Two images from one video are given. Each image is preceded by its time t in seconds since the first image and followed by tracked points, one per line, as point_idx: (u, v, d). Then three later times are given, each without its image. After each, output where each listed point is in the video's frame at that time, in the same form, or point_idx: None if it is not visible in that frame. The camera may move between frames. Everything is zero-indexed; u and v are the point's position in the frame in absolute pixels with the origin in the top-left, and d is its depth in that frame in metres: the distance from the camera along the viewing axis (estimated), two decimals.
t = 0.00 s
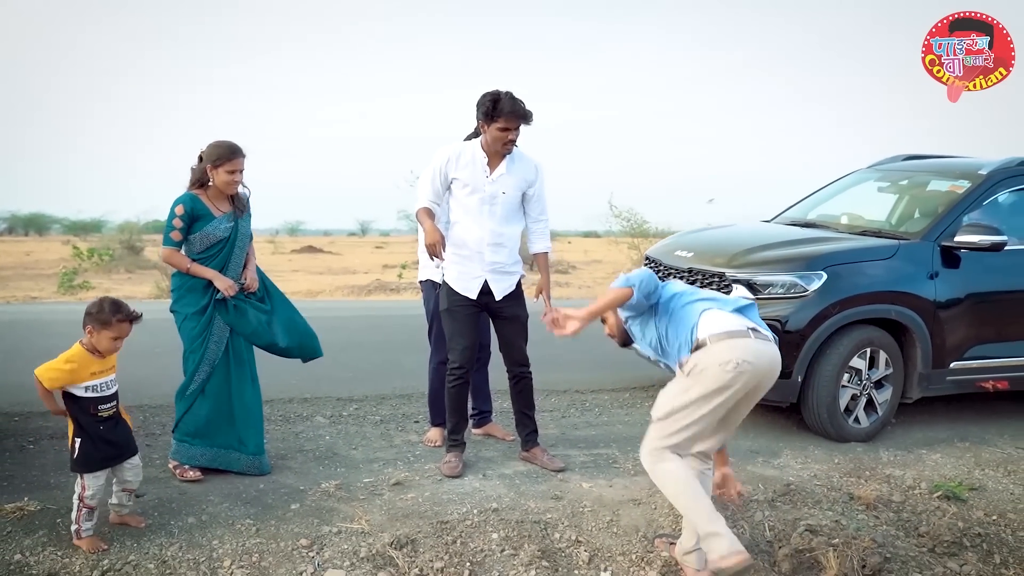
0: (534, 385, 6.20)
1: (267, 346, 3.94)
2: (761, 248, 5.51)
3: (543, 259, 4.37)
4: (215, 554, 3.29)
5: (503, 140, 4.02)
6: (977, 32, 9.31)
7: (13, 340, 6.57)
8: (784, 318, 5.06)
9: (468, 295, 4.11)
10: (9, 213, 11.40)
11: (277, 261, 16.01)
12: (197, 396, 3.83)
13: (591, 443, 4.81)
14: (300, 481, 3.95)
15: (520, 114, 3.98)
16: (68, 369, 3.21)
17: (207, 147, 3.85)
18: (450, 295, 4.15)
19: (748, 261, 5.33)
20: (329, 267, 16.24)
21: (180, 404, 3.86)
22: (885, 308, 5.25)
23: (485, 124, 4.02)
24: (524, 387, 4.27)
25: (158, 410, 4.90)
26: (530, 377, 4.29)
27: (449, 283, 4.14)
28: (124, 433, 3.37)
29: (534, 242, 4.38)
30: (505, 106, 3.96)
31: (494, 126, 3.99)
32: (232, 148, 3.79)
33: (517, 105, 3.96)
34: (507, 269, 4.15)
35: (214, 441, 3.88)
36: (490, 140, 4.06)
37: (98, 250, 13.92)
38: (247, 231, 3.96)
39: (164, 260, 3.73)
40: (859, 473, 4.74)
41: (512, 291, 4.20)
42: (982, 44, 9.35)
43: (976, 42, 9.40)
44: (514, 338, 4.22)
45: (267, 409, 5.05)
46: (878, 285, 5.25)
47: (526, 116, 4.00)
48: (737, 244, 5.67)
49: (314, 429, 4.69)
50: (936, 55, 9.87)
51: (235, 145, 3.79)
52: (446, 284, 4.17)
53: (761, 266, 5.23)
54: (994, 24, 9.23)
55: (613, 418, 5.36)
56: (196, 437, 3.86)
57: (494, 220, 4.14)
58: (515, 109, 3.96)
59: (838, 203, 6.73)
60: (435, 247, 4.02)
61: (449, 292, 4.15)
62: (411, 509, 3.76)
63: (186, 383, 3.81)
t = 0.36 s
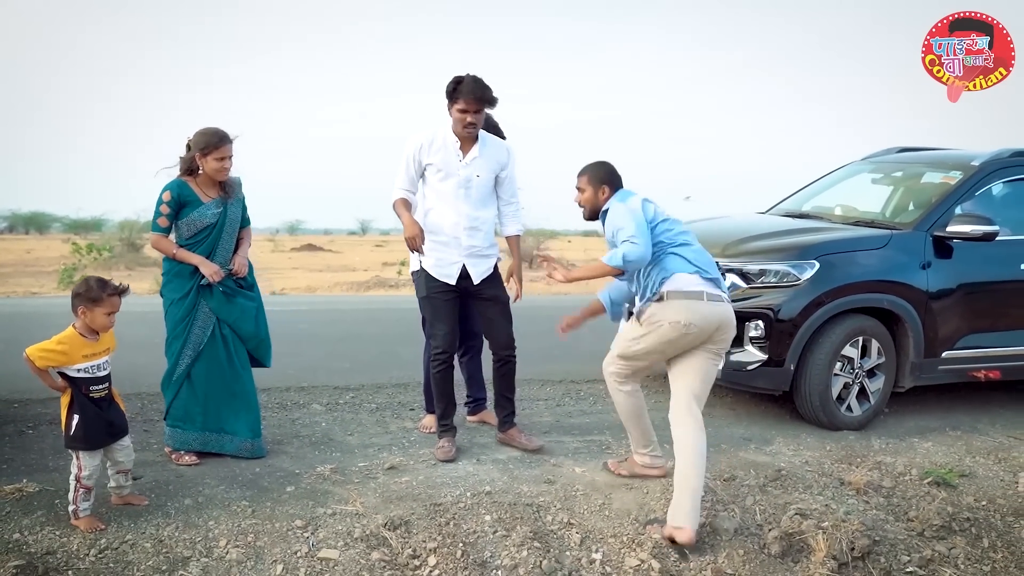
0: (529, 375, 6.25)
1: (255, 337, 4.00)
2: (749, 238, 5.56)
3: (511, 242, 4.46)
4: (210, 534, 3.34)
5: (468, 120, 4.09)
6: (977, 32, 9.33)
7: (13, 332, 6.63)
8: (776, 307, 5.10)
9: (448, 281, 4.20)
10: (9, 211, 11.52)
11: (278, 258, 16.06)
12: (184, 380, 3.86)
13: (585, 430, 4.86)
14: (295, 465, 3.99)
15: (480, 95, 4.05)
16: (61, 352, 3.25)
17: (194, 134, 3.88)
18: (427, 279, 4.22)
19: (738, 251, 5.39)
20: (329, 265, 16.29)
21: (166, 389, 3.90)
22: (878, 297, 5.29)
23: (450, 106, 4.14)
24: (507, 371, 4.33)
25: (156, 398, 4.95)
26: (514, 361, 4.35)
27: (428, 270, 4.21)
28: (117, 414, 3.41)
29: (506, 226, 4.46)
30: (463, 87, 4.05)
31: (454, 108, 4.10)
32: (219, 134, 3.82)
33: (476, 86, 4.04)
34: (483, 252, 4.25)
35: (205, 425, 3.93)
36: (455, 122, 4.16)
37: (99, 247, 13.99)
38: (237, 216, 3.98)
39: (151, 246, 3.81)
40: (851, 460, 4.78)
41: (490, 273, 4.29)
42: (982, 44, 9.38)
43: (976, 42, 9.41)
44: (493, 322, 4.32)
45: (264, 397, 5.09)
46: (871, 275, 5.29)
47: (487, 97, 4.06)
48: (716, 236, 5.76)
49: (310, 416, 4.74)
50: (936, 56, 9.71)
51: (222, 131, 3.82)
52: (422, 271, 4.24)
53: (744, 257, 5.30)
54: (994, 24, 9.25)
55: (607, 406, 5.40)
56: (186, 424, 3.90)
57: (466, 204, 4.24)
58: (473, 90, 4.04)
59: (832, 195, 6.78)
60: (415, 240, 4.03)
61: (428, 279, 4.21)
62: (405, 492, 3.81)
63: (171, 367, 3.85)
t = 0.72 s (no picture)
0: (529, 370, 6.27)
1: (247, 328, 4.05)
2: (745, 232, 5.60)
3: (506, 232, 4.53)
4: (209, 524, 3.36)
5: (447, 113, 4.16)
6: (977, 32, 9.31)
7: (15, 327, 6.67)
8: (774, 301, 5.12)
9: (439, 271, 4.30)
10: (13, 209, 11.58)
11: (280, 257, 16.10)
12: (181, 372, 3.90)
13: (583, 423, 4.88)
14: (293, 457, 4.02)
15: (446, 83, 4.11)
16: (64, 344, 3.27)
17: (176, 127, 3.89)
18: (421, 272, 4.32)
19: (734, 246, 5.43)
20: (331, 263, 16.32)
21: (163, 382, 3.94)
22: (875, 291, 5.30)
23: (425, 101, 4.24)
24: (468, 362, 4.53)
25: (157, 392, 4.98)
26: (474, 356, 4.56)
27: (421, 261, 4.31)
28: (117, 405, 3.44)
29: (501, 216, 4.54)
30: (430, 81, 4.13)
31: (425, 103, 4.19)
32: (202, 125, 3.85)
33: (439, 75, 4.10)
34: (474, 241, 4.36)
35: (202, 419, 3.95)
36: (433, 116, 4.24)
37: (102, 244, 14.05)
38: (227, 206, 4.00)
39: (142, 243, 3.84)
40: (847, 453, 4.80)
41: (481, 262, 4.40)
42: (982, 44, 9.36)
43: (976, 42, 9.40)
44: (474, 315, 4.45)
45: (264, 391, 5.12)
46: (868, 269, 5.30)
47: (452, 82, 4.11)
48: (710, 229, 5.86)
49: (309, 410, 4.76)
50: (936, 56, 9.75)
51: (205, 122, 3.86)
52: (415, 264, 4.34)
53: (739, 252, 5.36)
54: (994, 24, 9.23)
55: (605, 400, 5.43)
56: (183, 418, 3.93)
57: (456, 194, 4.34)
58: (438, 81, 4.11)
59: (830, 191, 6.80)
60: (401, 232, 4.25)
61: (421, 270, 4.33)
62: (402, 483, 3.83)
63: (168, 360, 3.89)
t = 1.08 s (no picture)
0: (535, 373, 6.29)
1: (257, 331, 4.07)
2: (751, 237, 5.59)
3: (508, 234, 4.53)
4: (215, 529, 3.38)
5: (454, 115, 4.24)
6: (977, 32, 9.27)
7: (23, 330, 6.72)
8: (779, 305, 5.12)
9: (438, 275, 4.33)
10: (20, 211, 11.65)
11: (285, 258, 16.16)
12: (188, 377, 3.92)
13: (588, 428, 4.89)
14: (300, 462, 4.03)
15: (467, 86, 4.22)
16: (70, 350, 3.29)
17: (173, 132, 3.90)
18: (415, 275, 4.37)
19: (742, 250, 5.41)
20: (337, 264, 16.38)
21: (169, 388, 3.95)
22: (881, 295, 5.30)
23: (436, 103, 4.25)
24: (469, 367, 4.47)
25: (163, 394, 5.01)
26: (476, 360, 4.46)
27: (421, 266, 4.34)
28: (125, 410, 3.46)
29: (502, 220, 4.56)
30: (451, 82, 4.20)
31: (444, 103, 4.22)
32: (199, 131, 3.86)
33: (461, 79, 4.21)
34: (473, 244, 4.37)
35: (206, 423, 3.97)
36: (444, 117, 4.26)
37: (109, 245, 14.13)
38: (228, 210, 4.01)
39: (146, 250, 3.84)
40: (853, 458, 4.80)
41: (481, 266, 4.40)
42: (982, 44, 9.32)
43: (976, 42, 9.37)
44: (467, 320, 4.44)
45: (270, 395, 5.14)
46: (874, 274, 5.30)
47: (473, 87, 4.23)
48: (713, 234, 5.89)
49: (315, 414, 4.78)
50: (936, 55, 9.83)
51: (203, 128, 3.87)
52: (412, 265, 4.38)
53: (744, 255, 5.34)
54: (994, 24, 9.18)
55: (610, 404, 5.44)
56: (190, 422, 3.95)
57: (455, 197, 4.36)
58: (461, 83, 4.20)
59: (836, 195, 6.80)
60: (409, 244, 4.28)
61: (415, 271, 4.37)
62: (408, 488, 3.85)
63: (175, 366, 3.90)
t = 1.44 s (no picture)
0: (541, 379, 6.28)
1: (255, 340, 4.03)
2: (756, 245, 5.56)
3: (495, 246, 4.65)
4: (223, 542, 3.37)
5: (452, 122, 4.28)
6: (977, 32, 9.85)
7: (28, 336, 6.71)
8: (787, 313, 5.10)
9: (438, 284, 4.35)
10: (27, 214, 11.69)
11: (290, 260, 16.18)
12: (190, 391, 3.92)
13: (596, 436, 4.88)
14: (307, 473, 4.02)
15: (464, 94, 4.27)
16: (73, 363, 3.28)
17: (174, 142, 3.88)
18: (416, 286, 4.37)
19: (749, 258, 5.37)
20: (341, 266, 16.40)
21: (172, 401, 3.94)
22: (888, 303, 5.28)
23: (433, 110, 4.28)
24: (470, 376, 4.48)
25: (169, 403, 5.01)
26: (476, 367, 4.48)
27: (422, 276, 4.34)
28: (130, 423, 3.45)
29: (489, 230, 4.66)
30: (449, 89, 4.24)
31: (444, 110, 4.25)
32: (201, 140, 3.84)
33: (459, 86, 4.26)
34: (469, 253, 4.43)
35: (210, 436, 3.95)
36: (441, 124, 4.28)
37: (115, 247, 14.15)
38: (228, 221, 4.00)
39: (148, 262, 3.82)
40: (861, 467, 4.77)
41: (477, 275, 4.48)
42: (982, 44, 9.89)
43: (976, 42, 9.90)
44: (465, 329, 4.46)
45: (277, 403, 5.14)
46: (882, 281, 5.27)
47: (470, 96, 4.28)
48: (708, 240, 5.88)
49: (322, 423, 4.77)
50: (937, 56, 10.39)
51: (205, 137, 3.85)
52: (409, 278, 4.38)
53: (751, 264, 5.32)
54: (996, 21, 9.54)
55: (616, 412, 5.43)
56: (192, 436, 3.93)
57: (453, 206, 4.40)
58: (459, 90, 4.24)
59: (842, 201, 6.78)
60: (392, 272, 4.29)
61: (414, 284, 4.37)
62: (416, 500, 3.84)
63: (177, 379, 3.89)
